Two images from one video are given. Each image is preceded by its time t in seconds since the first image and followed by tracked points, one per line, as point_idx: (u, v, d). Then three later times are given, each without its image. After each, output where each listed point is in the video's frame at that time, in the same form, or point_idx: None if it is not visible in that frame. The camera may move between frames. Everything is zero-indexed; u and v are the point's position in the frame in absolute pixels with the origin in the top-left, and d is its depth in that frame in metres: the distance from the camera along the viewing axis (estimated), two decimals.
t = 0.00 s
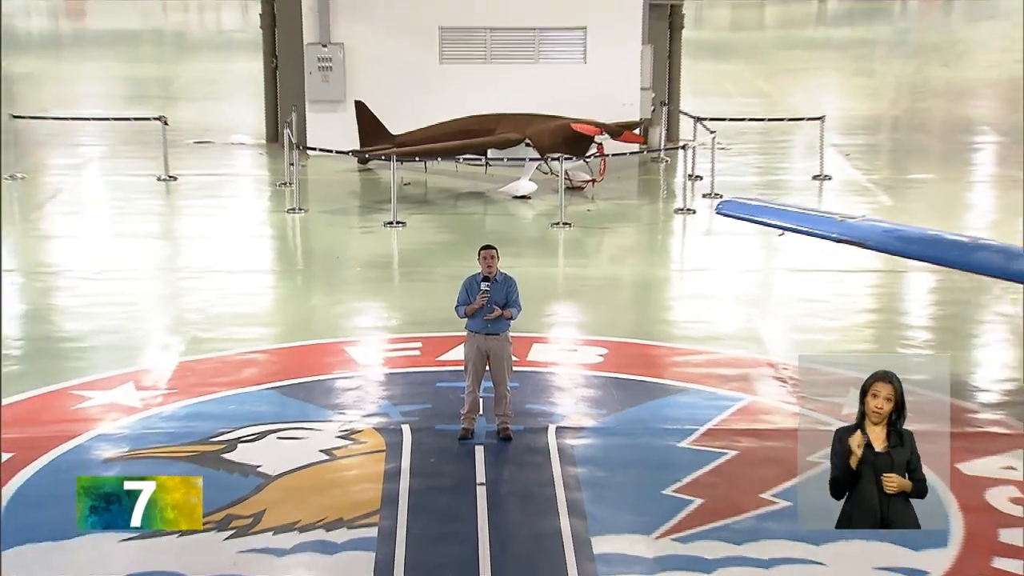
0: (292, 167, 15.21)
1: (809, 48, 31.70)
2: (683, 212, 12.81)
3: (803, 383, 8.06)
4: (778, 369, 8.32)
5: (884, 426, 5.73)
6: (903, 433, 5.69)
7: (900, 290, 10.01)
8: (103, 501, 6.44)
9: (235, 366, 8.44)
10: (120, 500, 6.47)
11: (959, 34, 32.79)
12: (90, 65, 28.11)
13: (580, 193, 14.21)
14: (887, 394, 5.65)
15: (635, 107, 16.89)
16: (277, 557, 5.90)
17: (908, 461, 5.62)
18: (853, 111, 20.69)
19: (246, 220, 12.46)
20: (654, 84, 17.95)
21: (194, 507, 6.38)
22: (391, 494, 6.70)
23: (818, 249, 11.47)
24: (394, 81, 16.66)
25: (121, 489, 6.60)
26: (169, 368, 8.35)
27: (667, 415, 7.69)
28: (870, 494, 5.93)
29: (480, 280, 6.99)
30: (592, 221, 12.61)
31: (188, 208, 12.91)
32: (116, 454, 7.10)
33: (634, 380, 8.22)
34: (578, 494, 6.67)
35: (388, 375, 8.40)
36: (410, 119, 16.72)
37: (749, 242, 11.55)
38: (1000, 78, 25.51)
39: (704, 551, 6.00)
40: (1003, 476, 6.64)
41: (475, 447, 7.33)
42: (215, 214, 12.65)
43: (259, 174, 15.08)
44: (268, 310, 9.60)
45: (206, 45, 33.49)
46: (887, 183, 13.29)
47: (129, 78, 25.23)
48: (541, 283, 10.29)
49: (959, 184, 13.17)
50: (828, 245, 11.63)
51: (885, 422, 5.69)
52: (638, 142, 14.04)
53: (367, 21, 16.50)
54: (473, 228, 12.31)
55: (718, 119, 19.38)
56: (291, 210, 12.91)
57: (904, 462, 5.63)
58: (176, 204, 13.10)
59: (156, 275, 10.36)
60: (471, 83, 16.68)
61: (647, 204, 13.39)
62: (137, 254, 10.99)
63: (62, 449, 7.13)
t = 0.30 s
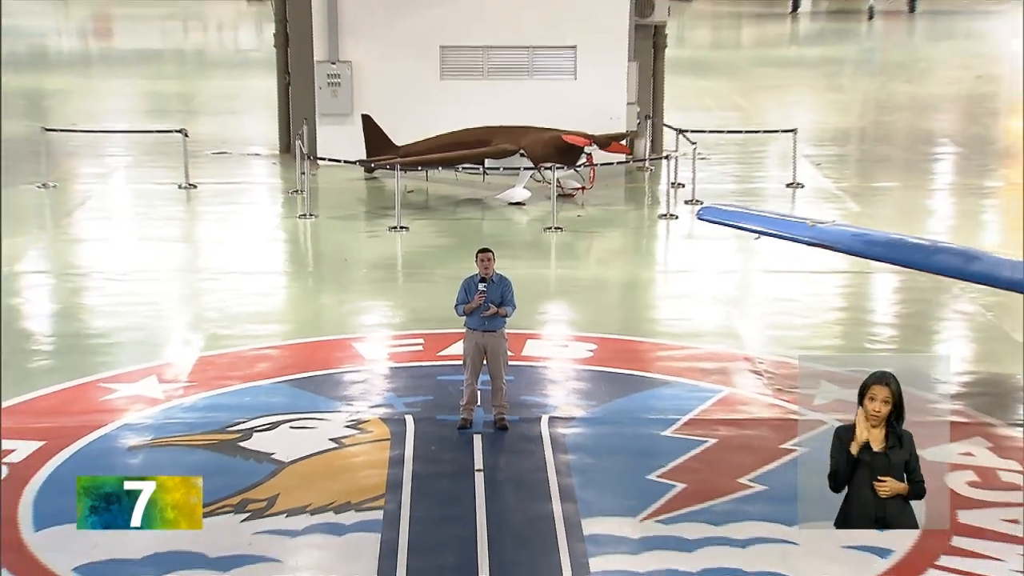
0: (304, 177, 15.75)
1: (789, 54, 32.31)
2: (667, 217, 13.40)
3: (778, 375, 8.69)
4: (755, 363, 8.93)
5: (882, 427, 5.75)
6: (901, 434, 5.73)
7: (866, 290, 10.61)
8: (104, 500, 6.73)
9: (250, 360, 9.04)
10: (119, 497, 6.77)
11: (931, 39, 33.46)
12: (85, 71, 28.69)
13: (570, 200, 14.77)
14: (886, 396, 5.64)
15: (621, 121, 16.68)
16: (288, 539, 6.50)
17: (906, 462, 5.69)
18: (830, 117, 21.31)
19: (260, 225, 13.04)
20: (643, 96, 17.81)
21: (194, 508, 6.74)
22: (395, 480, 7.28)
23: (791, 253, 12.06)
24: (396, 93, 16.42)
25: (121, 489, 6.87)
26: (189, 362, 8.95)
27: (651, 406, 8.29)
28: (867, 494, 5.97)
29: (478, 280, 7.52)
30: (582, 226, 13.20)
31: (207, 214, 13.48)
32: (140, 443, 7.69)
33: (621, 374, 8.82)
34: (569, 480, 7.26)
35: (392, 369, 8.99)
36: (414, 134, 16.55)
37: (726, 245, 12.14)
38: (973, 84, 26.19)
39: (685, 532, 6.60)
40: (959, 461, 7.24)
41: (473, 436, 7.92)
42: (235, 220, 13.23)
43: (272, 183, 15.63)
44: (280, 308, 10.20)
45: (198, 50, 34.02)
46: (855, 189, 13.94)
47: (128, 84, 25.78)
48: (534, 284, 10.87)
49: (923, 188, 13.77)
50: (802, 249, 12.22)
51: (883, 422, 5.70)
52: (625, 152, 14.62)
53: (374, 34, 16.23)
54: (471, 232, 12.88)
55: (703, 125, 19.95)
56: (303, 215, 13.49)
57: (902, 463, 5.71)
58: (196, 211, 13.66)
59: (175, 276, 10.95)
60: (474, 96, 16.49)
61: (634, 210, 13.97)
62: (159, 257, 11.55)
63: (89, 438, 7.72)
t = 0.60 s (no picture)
0: (313, 184, 16.34)
1: (764, 67, 32.93)
2: (651, 222, 14.02)
3: (755, 368, 9.33)
4: (733, 357, 9.57)
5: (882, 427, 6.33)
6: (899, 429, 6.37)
7: (836, 290, 11.24)
8: (103, 501, 7.14)
9: (263, 355, 9.67)
10: (119, 498, 7.22)
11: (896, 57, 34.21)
12: (89, 82, 29.42)
13: (561, 207, 15.38)
14: (886, 392, 6.26)
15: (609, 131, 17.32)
16: (299, 521, 7.11)
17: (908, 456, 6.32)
18: (803, 128, 21.93)
19: (272, 230, 13.65)
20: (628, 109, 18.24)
21: (193, 507, 7.12)
22: (399, 467, 7.90)
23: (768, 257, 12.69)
24: (402, 107, 17.01)
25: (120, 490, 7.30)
26: (207, 357, 9.57)
27: (637, 398, 8.91)
28: (869, 487, 6.60)
29: (475, 280, 8.09)
30: (573, 230, 13.82)
31: (224, 220, 14.10)
32: (163, 431, 8.32)
33: (609, 367, 9.44)
34: (560, 467, 7.87)
35: (396, 363, 9.61)
36: (418, 143, 17.17)
37: (707, 248, 12.76)
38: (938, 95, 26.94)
39: (669, 514, 7.21)
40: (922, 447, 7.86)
41: (472, 425, 8.54)
42: (248, 225, 13.84)
43: (284, 190, 16.24)
44: (291, 307, 10.83)
45: (197, 62, 34.56)
46: (827, 194, 14.58)
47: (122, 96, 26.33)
48: (527, 285, 11.49)
49: (890, 193, 14.43)
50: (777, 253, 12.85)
51: (884, 419, 6.30)
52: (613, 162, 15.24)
53: (377, 50, 16.79)
54: (469, 236, 13.51)
55: (684, 137, 20.60)
56: (313, 221, 14.10)
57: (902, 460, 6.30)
58: (213, 217, 14.27)
59: (195, 276, 11.57)
60: (473, 110, 17.11)
61: (621, 215, 14.60)
62: (179, 260, 12.16)
63: (115, 428, 8.34)
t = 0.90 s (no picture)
0: (322, 191, 16.94)
1: (739, 81, 33.66)
2: (638, 226, 14.65)
3: (735, 362, 9.97)
4: (715, 353, 10.20)
5: (882, 423, 6.45)
6: (901, 424, 6.46)
7: (810, 290, 11.86)
8: (103, 500, 7.37)
9: (276, 351, 10.29)
10: (119, 497, 7.39)
11: (865, 72, 35.00)
12: (116, 93, 29.94)
13: (554, 212, 15.99)
14: (885, 386, 6.37)
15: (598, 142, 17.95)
16: (309, 506, 7.71)
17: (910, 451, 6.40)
18: (779, 138, 22.60)
19: (283, 233, 14.27)
20: (615, 121, 18.84)
21: (193, 508, 7.46)
22: (402, 456, 8.50)
23: (747, 259, 13.31)
24: (404, 122, 17.64)
25: (121, 489, 7.46)
26: (223, 353, 10.19)
27: (625, 390, 9.53)
28: (870, 485, 6.75)
29: (472, 281, 8.68)
30: (565, 234, 14.45)
31: (239, 225, 14.71)
32: (182, 422, 8.94)
33: (599, 362, 10.07)
34: (553, 455, 8.48)
35: (399, 358, 10.23)
36: (421, 151, 17.78)
37: (689, 250, 13.37)
38: (905, 106, 27.70)
39: (655, 499, 7.83)
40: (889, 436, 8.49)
41: (470, 416, 9.15)
42: (261, 229, 14.45)
43: (294, 197, 16.84)
44: (300, 306, 11.46)
45: (214, 77, 34.96)
46: (800, 201, 15.23)
47: (119, 107, 26.97)
48: (522, 285, 12.11)
49: (858, 200, 15.07)
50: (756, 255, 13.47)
51: (884, 413, 6.43)
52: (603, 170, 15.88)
53: (381, 65, 17.40)
54: (468, 239, 14.13)
55: (667, 146, 21.25)
56: (321, 225, 14.72)
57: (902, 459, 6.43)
58: (229, 222, 14.88)
59: (212, 277, 12.20)
60: (472, 120, 17.74)
61: (610, 220, 15.23)
62: (197, 262, 12.78)
63: (138, 418, 8.96)
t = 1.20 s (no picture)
0: (330, 198, 17.59)
1: (721, 93, 34.47)
2: (626, 230, 15.29)
3: (717, 358, 10.63)
4: (699, 349, 10.85)
5: (886, 420, 6.46)
6: (904, 425, 6.47)
7: (787, 290, 12.52)
8: (103, 500, 7.64)
9: (286, 347, 10.93)
10: (117, 498, 7.67)
11: (836, 87, 35.90)
12: (139, 105, 30.60)
13: (548, 217, 16.63)
14: (885, 385, 6.38)
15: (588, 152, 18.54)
16: (318, 492, 8.33)
17: (913, 451, 6.40)
18: (757, 146, 23.35)
19: (293, 237, 14.91)
20: (605, 131, 19.45)
21: (194, 509, 7.85)
22: (405, 445, 9.13)
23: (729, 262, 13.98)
24: (408, 134, 18.30)
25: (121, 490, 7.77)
26: (237, 349, 10.84)
27: (615, 384, 10.16)
28: (871, 481, 6.81)
29: (471, 281, 9.29)
30: (558, 237, 15.09)
31: (252, 228, 15.36)
32: (199, 413, 9.58)
33: (589, 358, 10.71)
34: (546, 444, 9.11)
35: (402, 354, 10.87)
36: (426, 160, 18.44)
37: (674, 253, 14.02)
38: (877, 116, 28.50)
39: (642, 485, 8.46)
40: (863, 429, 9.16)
41: (469, 408, 9.78)
42: (272, 233, 15.09)
43: (303, 203, 17.49)
44: (309, 305, 12.10)
45: (230, 90, 35.61)
46: (777, 206, 15.89)
47: (119, 118, 27.66)
48: (517, 285, 12.75)
49: (831, 204, 15.75)
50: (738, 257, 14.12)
51: (886, 413, 6.45)
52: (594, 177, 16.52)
53: (387, 79, 18.04)
54: (467, 242, 14.78)
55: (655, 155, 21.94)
56: (329, 229, 15.35)
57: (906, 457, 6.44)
58: (243, 226, 15.51)
59: (227, 278, 12.83)
60: (471, 132, 18.36)
61: (600, 224, 15.88)
62: (212, 264, 13.42)
63: (158, 410, 9.60)
